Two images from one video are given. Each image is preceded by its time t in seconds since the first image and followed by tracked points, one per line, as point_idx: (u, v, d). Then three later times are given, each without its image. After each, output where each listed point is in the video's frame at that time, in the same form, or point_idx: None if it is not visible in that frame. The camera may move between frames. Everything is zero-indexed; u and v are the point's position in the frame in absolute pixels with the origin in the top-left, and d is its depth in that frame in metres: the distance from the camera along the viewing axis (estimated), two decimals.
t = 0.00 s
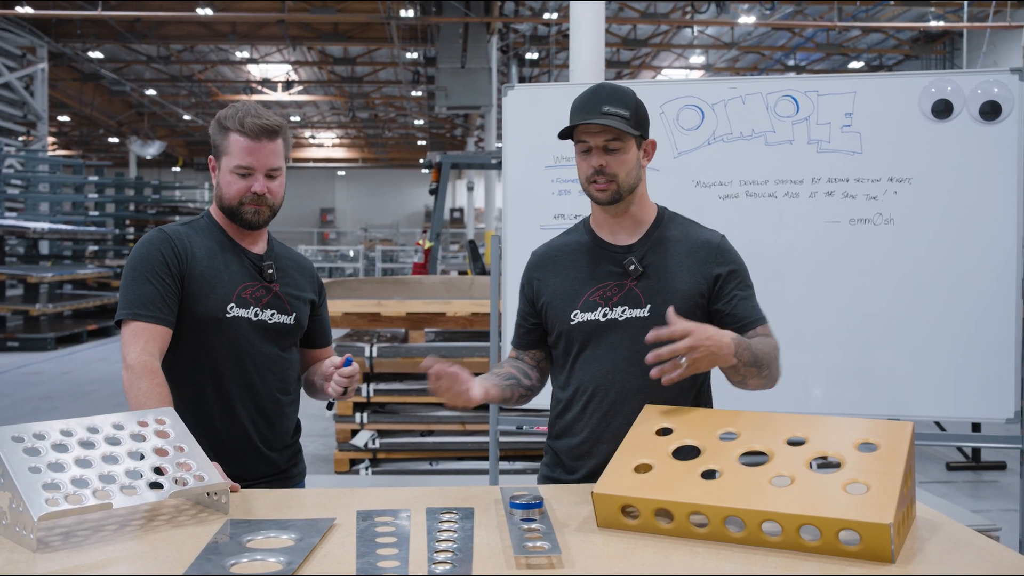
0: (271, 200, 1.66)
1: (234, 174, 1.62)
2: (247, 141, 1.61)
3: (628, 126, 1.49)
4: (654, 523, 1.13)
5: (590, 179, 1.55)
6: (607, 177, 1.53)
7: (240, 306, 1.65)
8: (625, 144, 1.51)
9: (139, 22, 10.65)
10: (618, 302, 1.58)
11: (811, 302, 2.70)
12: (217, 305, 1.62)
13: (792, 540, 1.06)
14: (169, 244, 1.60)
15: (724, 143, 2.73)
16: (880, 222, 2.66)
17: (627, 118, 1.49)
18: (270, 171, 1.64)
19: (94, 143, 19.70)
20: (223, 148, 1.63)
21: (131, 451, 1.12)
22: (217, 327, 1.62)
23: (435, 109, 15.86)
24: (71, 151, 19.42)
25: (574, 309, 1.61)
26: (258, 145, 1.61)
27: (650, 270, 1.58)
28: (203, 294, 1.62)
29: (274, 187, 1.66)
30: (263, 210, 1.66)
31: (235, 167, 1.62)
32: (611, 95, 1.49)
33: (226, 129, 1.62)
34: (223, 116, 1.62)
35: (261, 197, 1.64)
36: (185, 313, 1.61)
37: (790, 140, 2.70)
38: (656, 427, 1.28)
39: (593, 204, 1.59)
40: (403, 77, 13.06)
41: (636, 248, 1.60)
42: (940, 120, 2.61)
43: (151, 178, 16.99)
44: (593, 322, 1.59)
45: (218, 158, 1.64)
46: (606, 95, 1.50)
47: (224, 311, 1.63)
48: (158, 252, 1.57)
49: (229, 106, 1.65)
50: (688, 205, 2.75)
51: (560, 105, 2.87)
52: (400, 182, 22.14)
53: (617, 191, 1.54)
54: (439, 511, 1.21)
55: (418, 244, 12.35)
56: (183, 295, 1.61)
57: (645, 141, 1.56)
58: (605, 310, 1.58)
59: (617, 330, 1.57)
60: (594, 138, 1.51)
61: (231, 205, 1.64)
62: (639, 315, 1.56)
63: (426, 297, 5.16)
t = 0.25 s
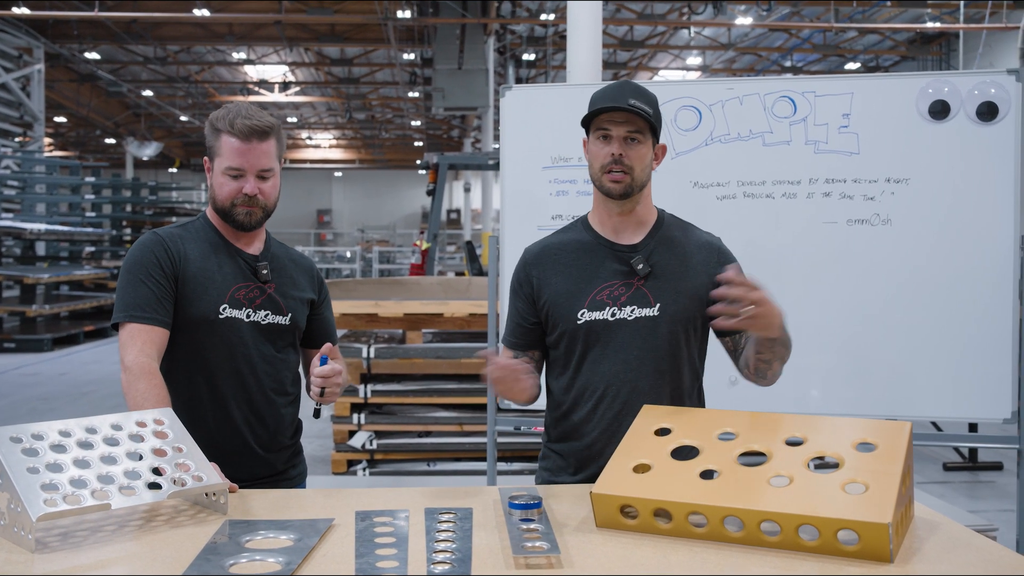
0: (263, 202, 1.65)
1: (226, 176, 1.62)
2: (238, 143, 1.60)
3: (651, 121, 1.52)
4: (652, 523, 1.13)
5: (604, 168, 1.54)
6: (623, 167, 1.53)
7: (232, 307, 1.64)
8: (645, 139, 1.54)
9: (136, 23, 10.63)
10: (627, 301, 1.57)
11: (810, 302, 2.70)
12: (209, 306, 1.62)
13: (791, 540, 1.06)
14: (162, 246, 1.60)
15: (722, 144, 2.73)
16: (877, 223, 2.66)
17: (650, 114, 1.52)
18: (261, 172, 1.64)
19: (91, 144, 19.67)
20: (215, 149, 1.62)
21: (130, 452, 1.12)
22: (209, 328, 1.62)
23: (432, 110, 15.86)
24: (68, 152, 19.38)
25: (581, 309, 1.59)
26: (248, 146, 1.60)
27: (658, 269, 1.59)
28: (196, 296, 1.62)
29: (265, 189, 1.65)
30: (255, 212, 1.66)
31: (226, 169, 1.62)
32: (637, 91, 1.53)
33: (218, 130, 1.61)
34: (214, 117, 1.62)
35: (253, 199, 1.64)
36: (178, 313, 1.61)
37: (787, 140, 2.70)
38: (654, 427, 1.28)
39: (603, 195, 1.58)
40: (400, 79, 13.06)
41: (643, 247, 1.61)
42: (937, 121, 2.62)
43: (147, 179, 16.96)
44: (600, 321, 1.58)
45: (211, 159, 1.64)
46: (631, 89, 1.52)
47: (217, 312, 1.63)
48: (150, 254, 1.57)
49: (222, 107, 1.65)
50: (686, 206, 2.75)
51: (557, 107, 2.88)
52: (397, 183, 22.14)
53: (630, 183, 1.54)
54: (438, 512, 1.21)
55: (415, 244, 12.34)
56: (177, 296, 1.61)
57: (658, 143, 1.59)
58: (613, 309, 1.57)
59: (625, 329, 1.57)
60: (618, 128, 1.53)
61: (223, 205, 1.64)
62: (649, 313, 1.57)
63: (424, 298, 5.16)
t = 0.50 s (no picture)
0: (263, 200, 1.65)
1: (224, 174, 1.62)
2: (236, 142, 1.60)
3: (664, 124, 1.51)
4: (653, 522, 1.13)
5: (617, 170, 1.54)
6: (636, 169, 1.53)
7: (231, 307, 1.64)
8: (656, 141, 1.53)
9: (133, 23, 10.62)
10: (638, 300, 1.57)
11: (809, 301, 2.71)
12: (207, 307, 1.61)
13: (792, 538, 1.06)
14: (159, 247, 1.60)
15: (720, 144, 2.73)
16: (876, 222, 2.67)
17: (661, 117, 1.52)
18: (260, 171, 1.64)
19: (88, 145, 19.64)
20: (212, 149, 1.62)
21: (129, 451, 1.12)
22: (207, 328, 1.62)
23: (429, 111, 15.87)
24: (65, 153, 19.35)
25: (593, 305, 1.57)
26: (247, 145, 1.60)
27: (669, 270, 1.59)
28: (193, 296, 1.61)
29: (265, 187, 1.65)
30: (254, 211, 1.65)
31: (224, 168, 1.61)
32: (652, 93, 1.52)
33: (214, 130, 1.61)
34: (210, 117, 1.62)
35: (252, 197, 1.64)
36: (176, 313, 1.60)
37: (786, 140, 2.70)
38: (654, 426, 1.28)
39: (612, 196, 1.57)
40: (397, 79, 13.06)
41: (654, 247, 1.60)
42: (935, 120, 2.62)
43: (144, 179, 16.94)
44: (612, 318, 1.57)
45: (208, 159, 1.63)
46: (644, 91, 1.51)
47: (215, 312, 1.62)
48: (146, 256, 1.57)
49: (218, 108, 1.65)
50: (685, 205, 2.75)
51: (556, 106, 2.87)
52: (395, 183, 22.15)
53: (641, 186, 1.54)
54: (438, 511, 1.21)
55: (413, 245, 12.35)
56: (175, 296, 1.60)
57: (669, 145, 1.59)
58: (625, 307, 1.57)
59: (636, 328, 1.56)
60: (631, 130, 1.52)
61: (222, 205, 1.63)
62: (659, 313, 1.57)
63: (421, 299, 5.15)
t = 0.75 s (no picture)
0: (266, 201, 1.65)
1: (228, 176, 1.62)
2: (240, 143, 1.60)
3: (680, 126, 1.50)
4: (655, 520, 1.13)
5: (629, 173, 1.53)
6: (649, 173, 1.53)
7: (232, 305, 1.64)
8: (668, 144, 1.52)
9: (132, 23, 10.60)
10: (644, 300, 1.57)
11: (809, 301, 2.71)
12: (209, 305, 1.61)
13: (792, 538, 1.06)
14: (160, 246, 1.59)
15: (719, 143, 2.73)
16: (875, 221, 2.67)
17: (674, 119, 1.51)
18: (264, 172, 1.64)
19: (86, 145, 19.61)
20: (215, 150, 1.61)
21: (130, 451, 1.12)
22: (208, 327, 1.61)
23: (428, 111, 15.86)
24: (63, 153, 19.33)
25: (600, 303, 1.57)
26: (250, 145, 1.60)
27: (674, 271, 1.59)
28: (195, 295, 1.61)
29: (268, 187, 1.65)
30: (258, 212, 1.65)
31: (228, 169, 1.61)
32: (667, 94, 1.50)
33: (217, 131, 1.61)
34: (212, 118, 1.61)
35: (256, 198, 1.64)
36: (177, 312, 1.60)
37: (785, 140, 2.70)
38: (655, 424, 1.27)
39: (624, 198, 1.56)
40: (396, 79, 13.05)
41: (661, 249, 1.60)
42: (935, 120, 2.62)
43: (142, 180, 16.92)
44: (618, 317, 1.56)
45: (211, 160, 1.62)
46: (660, 93, 1.49)
47: (217, 310, 1.62)
48: (147, 254, 1.56)
49: (218, 109, 1.64)
50: (685, 204, 2.75)
51: (556, 106, 2.87)
52: (393, 184, 22.16)
53: (653, 188, 1.53)
54: (439, 510, 1.20)
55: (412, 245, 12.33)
56: (177, 295, 1.60)
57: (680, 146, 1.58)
58: (631, 307, 1.57)
59: (640, 328, 1.56)
60: (646, 132, 1.50)
61: (228, 206, 1.63)
62: (666, 315, 1.57)
63: (421, 299, 5.14)
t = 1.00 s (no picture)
0: (268, 198, 1.65)
1: (229, 174, 1.61)
2: (240, 139, 1.60)
3: (668, 120, 1.51)
4: (656, 519, 1.13)
5: (621, 168, 1.53)
6: (640, 167, 1.52)
7: (233, 304, 1.64)
8: (660, 138, 1.52)
9: (130, 23, 10.59)
10: (640, 299, 1.57)
11: (809, 301, 2.70)
12: (209, 303, 1.61)
13: (794, 537, 1.06)
14: (161, 243, 1.59)
15: (719, 143, 2.73)
16: (875, 221, 2.67)
17: (665, 113, 1.51)
18: (265, 169, 1.64)
19: (85, 145, 19.59)
20: (216, 148, 1.61)
21: (129, 450, 1.11)
22: (209, 325, 1.61)
23: (426, 111, 15.85)
24: (61, 153, 19.31)
25: (595, 303, 1.57)
26: (251, 143, 1.60)
27: (671, 270, 1.59)
28: (195, 292, 1.60)
29: (270, 184, 1.65)
30: (260, 209, 1.65)
31: (229, 166, 1.61)
32: (654, 90, 1.51)
33: (217, 128, 1.61)
34: (212, 116, 1.61)
35: (258, 195, 1.63)
36: (178, 310, 1.59)
37: (785, 139, 2.70)
38: (656, 423, 1.27)
39: (618, 195, 1.56)
40: (394, 80, 13.03)
41: (656, 247, 1.60)
42: (935, 119, 2.62)
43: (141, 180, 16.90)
44: (614, 316, 1.56)
45: (212, 158, 1.62)
46: (645, 88, 1.51)
47: (218, 309, 1.62)
48: (147, 252, 1.56)
49: (217, 107, 1.64)
50: (684, 203, 2.75)
51: (556, 105, 2.87)
52: (392, 184, 22.15)
53: (646, 182, 1.53)
54: (439, 510, 1.20)
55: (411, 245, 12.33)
56: (177, 293, 1.59)
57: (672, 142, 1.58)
58: (627, 306, 1.56)
59: (636, 328, 1.56)
60: (635, 127, 1.51)
61: (230, 204, 1.63)
62: (661, 314, 1.57)
63: (420, 299, 5.14)
